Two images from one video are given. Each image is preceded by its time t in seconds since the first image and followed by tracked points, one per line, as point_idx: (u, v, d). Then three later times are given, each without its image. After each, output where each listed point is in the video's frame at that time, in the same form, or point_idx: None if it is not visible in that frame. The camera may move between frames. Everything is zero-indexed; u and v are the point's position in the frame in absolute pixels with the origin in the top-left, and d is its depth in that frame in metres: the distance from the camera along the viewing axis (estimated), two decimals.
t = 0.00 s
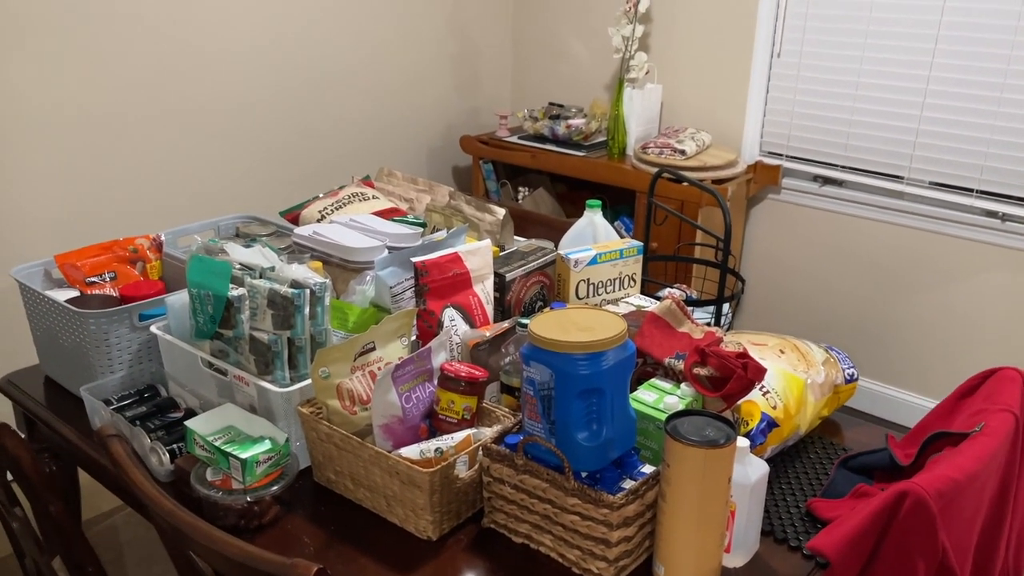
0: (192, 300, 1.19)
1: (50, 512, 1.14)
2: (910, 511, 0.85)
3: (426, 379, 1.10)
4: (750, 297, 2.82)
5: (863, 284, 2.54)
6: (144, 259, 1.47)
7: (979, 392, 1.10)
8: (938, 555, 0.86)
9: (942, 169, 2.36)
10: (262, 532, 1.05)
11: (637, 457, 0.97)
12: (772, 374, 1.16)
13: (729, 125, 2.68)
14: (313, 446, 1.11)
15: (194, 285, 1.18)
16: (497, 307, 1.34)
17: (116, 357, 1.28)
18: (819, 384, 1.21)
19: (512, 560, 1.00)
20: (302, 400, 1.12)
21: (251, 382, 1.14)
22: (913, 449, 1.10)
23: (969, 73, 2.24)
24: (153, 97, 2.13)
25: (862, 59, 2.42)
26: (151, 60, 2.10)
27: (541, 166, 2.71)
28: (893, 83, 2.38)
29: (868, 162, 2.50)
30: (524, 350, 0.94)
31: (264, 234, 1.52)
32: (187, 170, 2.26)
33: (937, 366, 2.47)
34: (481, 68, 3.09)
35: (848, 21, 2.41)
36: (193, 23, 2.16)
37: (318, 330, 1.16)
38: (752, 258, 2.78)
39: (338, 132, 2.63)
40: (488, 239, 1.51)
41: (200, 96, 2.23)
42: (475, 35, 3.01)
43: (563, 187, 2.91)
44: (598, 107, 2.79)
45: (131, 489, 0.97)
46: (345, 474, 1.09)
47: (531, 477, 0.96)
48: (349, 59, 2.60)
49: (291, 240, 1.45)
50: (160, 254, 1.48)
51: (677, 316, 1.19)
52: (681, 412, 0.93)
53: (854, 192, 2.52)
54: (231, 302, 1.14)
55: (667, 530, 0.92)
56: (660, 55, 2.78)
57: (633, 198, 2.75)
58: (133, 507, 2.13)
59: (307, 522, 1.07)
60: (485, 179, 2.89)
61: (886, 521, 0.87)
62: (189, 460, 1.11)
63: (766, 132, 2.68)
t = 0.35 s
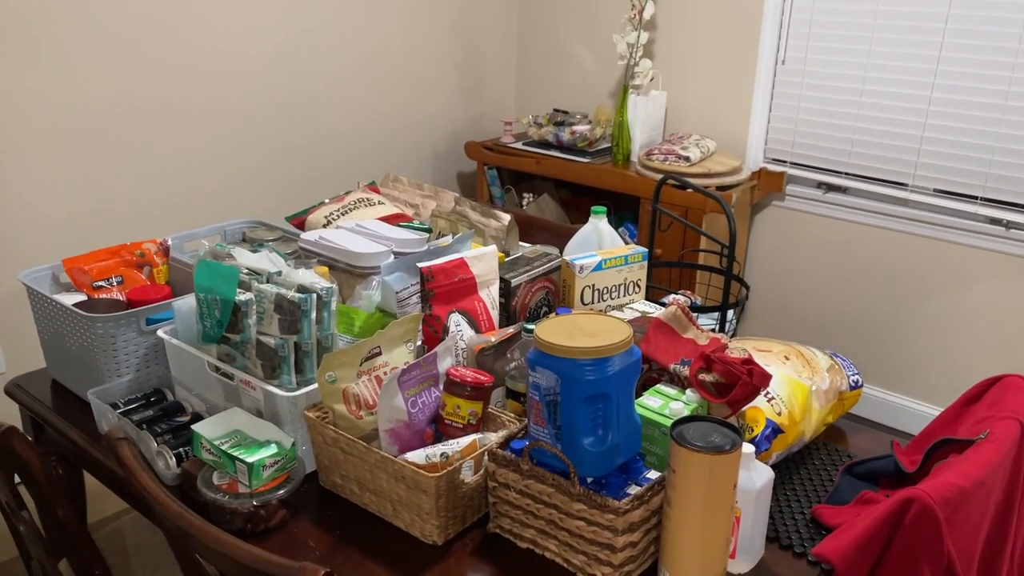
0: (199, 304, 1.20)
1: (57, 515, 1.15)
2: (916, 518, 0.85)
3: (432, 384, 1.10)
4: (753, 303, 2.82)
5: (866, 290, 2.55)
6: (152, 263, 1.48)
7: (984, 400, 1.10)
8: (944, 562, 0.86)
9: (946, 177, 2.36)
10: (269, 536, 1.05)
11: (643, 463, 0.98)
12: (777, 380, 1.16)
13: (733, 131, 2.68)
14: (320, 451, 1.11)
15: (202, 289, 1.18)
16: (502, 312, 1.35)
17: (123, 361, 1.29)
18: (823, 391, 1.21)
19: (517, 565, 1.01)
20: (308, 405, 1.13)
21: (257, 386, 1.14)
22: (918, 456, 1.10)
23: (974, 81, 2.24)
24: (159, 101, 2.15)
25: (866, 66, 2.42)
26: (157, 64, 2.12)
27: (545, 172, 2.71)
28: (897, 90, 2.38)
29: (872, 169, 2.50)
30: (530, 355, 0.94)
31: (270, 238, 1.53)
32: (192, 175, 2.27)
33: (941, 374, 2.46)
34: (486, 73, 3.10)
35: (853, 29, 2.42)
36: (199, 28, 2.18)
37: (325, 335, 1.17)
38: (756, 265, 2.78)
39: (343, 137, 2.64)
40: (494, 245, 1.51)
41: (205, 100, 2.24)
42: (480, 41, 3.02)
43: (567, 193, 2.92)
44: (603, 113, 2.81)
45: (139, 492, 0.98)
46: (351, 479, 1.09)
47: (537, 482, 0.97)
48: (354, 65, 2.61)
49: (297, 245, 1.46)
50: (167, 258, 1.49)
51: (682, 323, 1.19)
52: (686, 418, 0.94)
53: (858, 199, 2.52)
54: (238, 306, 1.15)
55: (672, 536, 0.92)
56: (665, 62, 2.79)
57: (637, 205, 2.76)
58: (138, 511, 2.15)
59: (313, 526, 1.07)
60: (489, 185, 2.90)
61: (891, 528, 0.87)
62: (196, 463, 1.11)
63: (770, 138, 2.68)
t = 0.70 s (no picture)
0: (201, 305, 1.20)
1: (58, 517, 1.15)
2: (919, 522, 0.85)
3: (434, 386, 1.10)
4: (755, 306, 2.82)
5: (869, 294, 2.54)
6: (154, 264, 1.48)
7: (987, 403, 1.09)
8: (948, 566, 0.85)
9: (949, 180, 2.36)
10: (270, 538, 1.05)
11: (644, 466, 0.97)
12: (779, 383, 1.16)
13: (735, 134, 2.68)
14: (321, 453, 1.11)
15: (204, 291, 1.18)
16: (504, 315, 1.35)
17: (125, 362, 1.29)
18: (826, 394, 1.21)
19: (518, 568, 1.00)
20: (310, 407, 1.13)
21: (259, 388, 1.14)
22: (921, 460, 1.09)
23: (976, 84, 2.24)
24: (162, 102, 2.15)
25: (869, 70, 2.42)
26: (160, 65, 2.12)
27: (547, 174, 2.71)
28: (900, 94, 2.38)
29: (874, 172, 2.50)
30: (532, 357, 0.94)
31: (272, 240, 1.53)
32: (195, 176, 2.27)
33: (944, 377, 2.46)
34: (489, 76, 3.10)
35: (855, 32, 2.42)
36: (202, 29, 2.18)
37: (327, 337, 1.17)
38: (758, 268, 2.78)
39: (345, 140, 2.64)
40: (496, 247, 1.51)
41: (208, 101, 2.24)
42: (482, 44, 3.02)
43: (569, 196, 2.91)
44: (605, 115, 2.79)
45: (140, 493, 0.98)
46: (352, 481, 1.09)
47: (538, 485, 0.97)
48: (357, 67, 2.61)
49: (299, 246, 1.46)
50: (168, 259, 1.49)
51: (684, 325, 1.19)
52: (688, 421, 0.94)
53: (861, 202, 2.52)
54: (240, 308, 1.14)
55: (674, 539, 0.92)
56: (667, 65, 2.79)
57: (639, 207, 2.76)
58: (139, 512, 2.15)
59: (314, 528, 1.07)
60: (491, 188, 2.90)
61: (894, 532, 0.87)
62: (197, 465, 1.11)
63: (773, 141, 2.68)
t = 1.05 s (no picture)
0: (200, 303, 1.19)
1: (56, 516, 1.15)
2: (920, 523, 0.84)
3: (433, 385, 1.10)
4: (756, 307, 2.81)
5: (871, 294, 2.53)
6: (153, 263, 1.47)
7: (988, 403, 1.09)
8: (949, 566, 0.85)
9: (950, 181, 2.36)
10: (269, 537, 1.05)
11: (644, 466, 0.97)
12: (780, 383, 1.15)
13: (736, 134, 2.68)
14: (320, 451, 1.10)
15: (203, 289, 1.18)
16: (504, 313, 1.34)
17: (124, 361, 1.29)
18: (827, 395, 1.20)
19: (518, 567, 1.00)
20: (309, 405, 1.12)
21: (258, 386, 1.14)
22: (922, 460, 1.09)
23: (977, 84, 2.24)
24: (162, 101, 2.14)
25: (870, 70, 2.42)
26: (160, 64, 2.11)
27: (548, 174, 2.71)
28: (901, 94, 2.38)
29: (875, 173, 2.49)
30: (532, 356, 0.94)
31: (272, 239, 1.52)
32: (195, 175, 2.26)
33: (945, 378, 2.45)
34: (490, 76, 3.10)
35: (856, 33, 2.42)
36: (203, 28, 2.18)
37: (326, 335, 1.16)
38: (759, 268, 2.78)
39: (346, 139, 2.64)
40: (496, 246, 1.51)
41: (208, 101, 2.24)
42: (483, 43, 3.02)
43: (570, 196, 2.91)
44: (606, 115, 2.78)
45: (138, 491, 0.97)
46: (351, 480, 1.08)
47: (538, 484, 0.96)
48: (358, 66, 2.61)
49: (299, 245, 1.45)
50: (168, 257, 1.49)
51: (685, 325, 1.19)
52: (689, 420, 0.93)
53: (863, 203, 2.51)
54: (239, 306, 1.14)
55: (674, 538, 0.91)
56: (668, 65, 2.79)
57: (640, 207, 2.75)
58: (138, 512, 2.14)
59: (313, 527, 1.07)
60: (492, 187, 2.89)
61: (895, 532, 0.86)
62: (195, 464, 1.11)
63: (774, 141, 2.68)
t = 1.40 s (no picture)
0: (197, 301, 1.20)
1: (53, 513, 1.15)
2: (914, 520, 0.84)
3: (429, 383, 1.10)
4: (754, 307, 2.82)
5: (870, 294, 2.54)
6: (151, 261, 1.48)
7: (983, 402, 1.09)
8: (943, 564, 0.85)
9: (949, 181, 2.36)
10: (264, 534, 1.05)
11: (639, 463, 0.97)
12: (776, 382, 1.16)
13: (736, 134, 2.68)
14: (316, 449, 1.11)
15: (200, 287, 1.18)
16: (501, 312, 1.35)
17: (121, 358, 1.29)
18: (823, 394, 1.20)
19: (513, 565, 1.00)
20: (305, 403, 1.13)
21: (254, 384, 1.14)
22: (918, 459, 1.09)
23: (976, 84, 2.24)
24: (162, 101, 2.15)
25: (869, 70, 2.42)
26: (160, 63, 2.12)
27: (547, 173, 2.71)
28: (900, 94, 2.38)
29: (874, 173, 2.49)
30: (527, 354, 0.94)
31: (270, 237, 1.53)
32: (195, 174, 2.27)
33: (943, 378, 2.45)
34: (490, 75, 3.10)
35: (856, 33, 2.42)
36: (202, 28, 2.18)
37: (322, 333, 1.17)
38: (758, 268, 2.78)
39: (345, 138, 2.64)
40: (494, 245, 1.51)
41: (207, 100, 2.24)
42: (483, 43, 3.02)
43: (569, 195, 2.91)
44: (605, 115, 2.79)
45: (134, 488, 0.98)
46: (347, 477, 1.09)
47: (533, 482, 0.96)
48: (357, 66, 2.61)
49: (297, 244, 1.46)
50: (166, 256, 1.49)
51: (680, 323, 1.20)
52: (684, 418, 0.93)
53: (862, 203, 2.51)
54: (236, 304, 1.14)
55: (668, 536, 0.92)
56: (668, 65, 2.79)
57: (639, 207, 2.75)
58: (136, 509, 2.15)
59: (309, 524, 1.07)
60: (491, 187, 2.90)
61: (888, 530, 0.87)
62: (192, 461, 1.11)
63: (773, 141, 2.68)
